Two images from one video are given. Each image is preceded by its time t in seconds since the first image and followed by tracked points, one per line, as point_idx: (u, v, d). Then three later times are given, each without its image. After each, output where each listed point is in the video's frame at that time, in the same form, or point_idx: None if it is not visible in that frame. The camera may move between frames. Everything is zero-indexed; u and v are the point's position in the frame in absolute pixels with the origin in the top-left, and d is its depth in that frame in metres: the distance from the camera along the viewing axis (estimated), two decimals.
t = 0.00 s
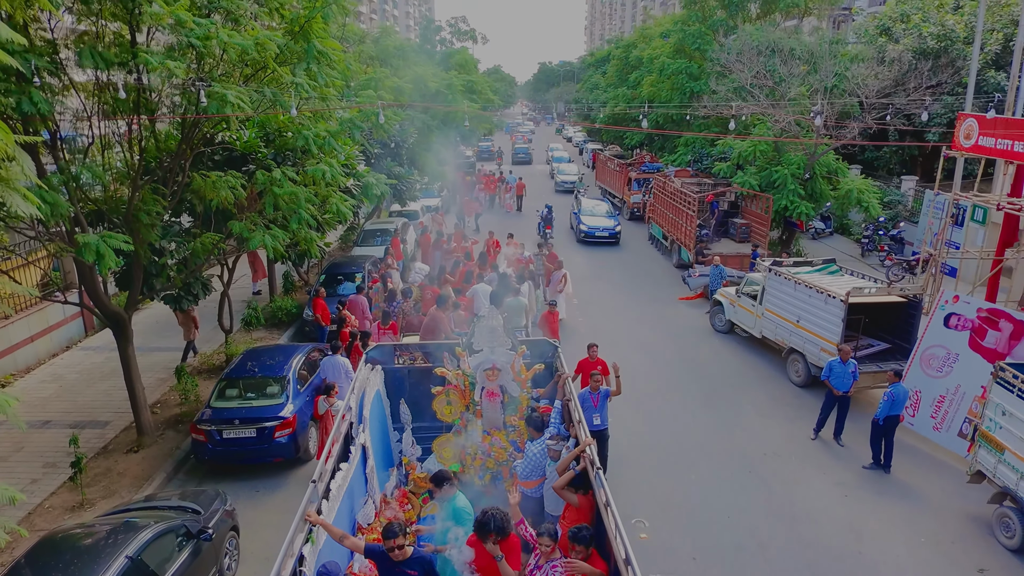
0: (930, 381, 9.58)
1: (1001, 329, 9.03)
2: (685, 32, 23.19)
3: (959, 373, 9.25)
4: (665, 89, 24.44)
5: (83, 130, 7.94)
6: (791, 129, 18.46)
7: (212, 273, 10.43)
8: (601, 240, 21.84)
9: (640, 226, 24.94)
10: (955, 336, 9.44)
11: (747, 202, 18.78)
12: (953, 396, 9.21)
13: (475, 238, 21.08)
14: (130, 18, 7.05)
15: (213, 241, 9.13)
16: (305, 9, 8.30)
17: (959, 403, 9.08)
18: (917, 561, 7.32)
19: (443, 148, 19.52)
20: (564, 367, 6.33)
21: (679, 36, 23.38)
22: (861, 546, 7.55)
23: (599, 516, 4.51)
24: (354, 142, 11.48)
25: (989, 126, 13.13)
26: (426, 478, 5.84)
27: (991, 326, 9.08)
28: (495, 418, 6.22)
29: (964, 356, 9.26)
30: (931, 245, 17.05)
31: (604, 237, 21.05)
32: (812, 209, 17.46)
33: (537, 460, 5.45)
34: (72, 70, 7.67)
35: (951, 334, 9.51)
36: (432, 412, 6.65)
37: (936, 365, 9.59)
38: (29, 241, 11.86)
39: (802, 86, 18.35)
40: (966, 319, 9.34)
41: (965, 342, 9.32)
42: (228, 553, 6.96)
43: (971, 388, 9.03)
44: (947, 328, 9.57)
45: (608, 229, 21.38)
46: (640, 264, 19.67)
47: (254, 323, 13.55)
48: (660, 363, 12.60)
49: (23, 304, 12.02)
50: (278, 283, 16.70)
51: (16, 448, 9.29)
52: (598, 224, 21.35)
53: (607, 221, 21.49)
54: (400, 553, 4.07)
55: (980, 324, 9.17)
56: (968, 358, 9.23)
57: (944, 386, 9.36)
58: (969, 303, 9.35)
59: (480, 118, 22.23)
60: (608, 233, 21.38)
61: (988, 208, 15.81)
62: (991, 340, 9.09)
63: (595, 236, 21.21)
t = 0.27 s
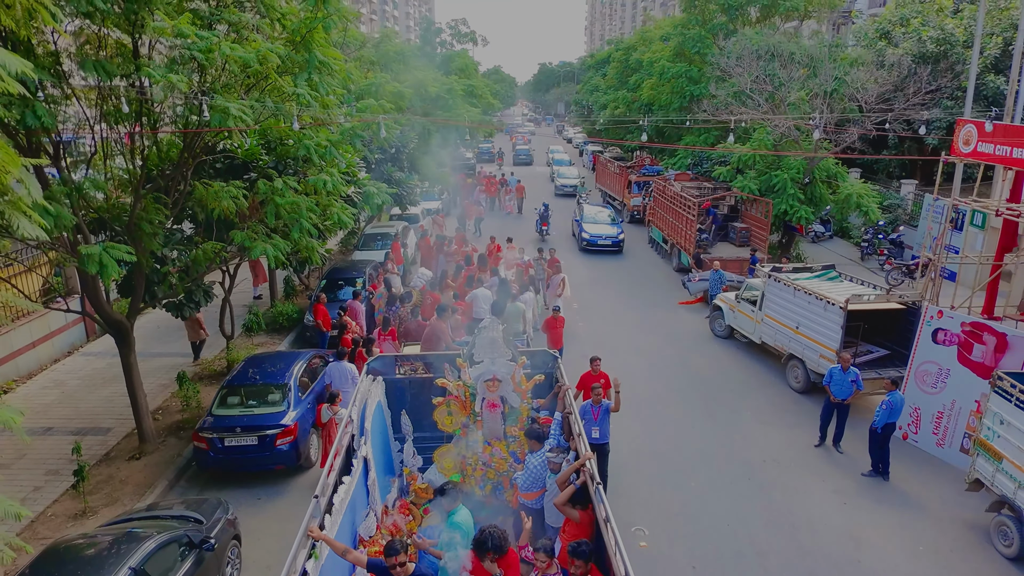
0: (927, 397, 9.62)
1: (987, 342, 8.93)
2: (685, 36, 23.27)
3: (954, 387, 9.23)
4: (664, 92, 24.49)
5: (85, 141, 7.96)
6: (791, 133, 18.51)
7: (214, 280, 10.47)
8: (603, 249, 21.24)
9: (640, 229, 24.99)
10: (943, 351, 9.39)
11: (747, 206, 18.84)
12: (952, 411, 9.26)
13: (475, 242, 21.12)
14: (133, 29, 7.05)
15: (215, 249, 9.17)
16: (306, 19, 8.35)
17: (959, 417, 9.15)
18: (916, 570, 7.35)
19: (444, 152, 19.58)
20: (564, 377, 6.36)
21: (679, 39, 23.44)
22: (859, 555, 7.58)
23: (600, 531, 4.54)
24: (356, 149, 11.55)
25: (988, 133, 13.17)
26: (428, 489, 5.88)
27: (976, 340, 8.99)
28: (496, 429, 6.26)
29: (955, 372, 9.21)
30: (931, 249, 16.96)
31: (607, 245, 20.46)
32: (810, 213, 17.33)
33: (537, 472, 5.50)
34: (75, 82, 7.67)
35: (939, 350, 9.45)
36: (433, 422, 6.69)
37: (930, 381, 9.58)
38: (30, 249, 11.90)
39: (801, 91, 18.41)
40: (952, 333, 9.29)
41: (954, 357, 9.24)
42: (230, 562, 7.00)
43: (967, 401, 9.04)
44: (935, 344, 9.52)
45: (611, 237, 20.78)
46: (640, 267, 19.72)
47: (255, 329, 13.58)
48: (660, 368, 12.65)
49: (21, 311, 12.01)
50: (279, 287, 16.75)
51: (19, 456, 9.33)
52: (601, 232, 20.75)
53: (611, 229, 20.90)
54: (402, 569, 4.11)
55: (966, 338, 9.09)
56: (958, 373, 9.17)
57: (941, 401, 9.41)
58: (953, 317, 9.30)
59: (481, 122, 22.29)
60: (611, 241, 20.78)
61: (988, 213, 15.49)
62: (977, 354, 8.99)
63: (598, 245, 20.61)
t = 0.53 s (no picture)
0: (927, 404, 9.70)
1: (982, 352, 8.89)
2: (685, 40, 23.34)
3: (951, 395, 9.30)
4: (664, 96, 24.53)
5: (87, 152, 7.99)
6: (791, 138, 18.56)
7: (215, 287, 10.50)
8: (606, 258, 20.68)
9: (640, 232, 25.03)
10: (940, 359, 9.47)
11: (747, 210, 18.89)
12: (951, 419, 9.34)
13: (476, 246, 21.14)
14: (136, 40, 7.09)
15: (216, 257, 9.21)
16: (306, 30, 8.38)
17: (958, 425, 9.21)
18: None
19: (444, 156, 19.64)
20: (564, 388, 6.40)
21: (679, 43, 23.48)
22: (858, 563, 7.60)
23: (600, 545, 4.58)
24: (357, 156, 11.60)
25: (987, 139, 13.19)
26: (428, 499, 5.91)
27: (971, 349, 9.01)
28: (496, 439, 6.29)
29: (952, 380, 9.30)
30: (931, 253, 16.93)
31: (609, 254, 19.92)
32: (810, 218, 17.40)
33: (538, 484, 5.53)
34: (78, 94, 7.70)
35: (937, 358, 9.53)
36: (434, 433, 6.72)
37: (930, 388, 9.66)
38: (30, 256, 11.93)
39: (801, 95, 18.47)
40: (949, 342, 9.36)
41: (951, 366, 9.31)
42: (232, 570, 7.04)
43: (965, 409, 9.09)
44: (933, 351, 9.61)
45: (614, 246, 20.25)
46: (641, 271, 19.76)
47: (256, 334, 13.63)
48: (660, 374, 12.67)
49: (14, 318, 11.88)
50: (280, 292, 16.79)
51: (21, 463, 9.36)
52: (603, 240, 20.23)
53: (613, 238, 20.37)
54: None
55: (961, 347, 9.14)
56: (955, 381, 9.25)
57: (940, 409, 9.49)
58: (949, 326, 9.38)
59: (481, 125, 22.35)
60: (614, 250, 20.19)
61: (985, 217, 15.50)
62: (973, 363, 8.99)
63: (600, 254, 20.08)
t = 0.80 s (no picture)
0: (924, 412, 9.75)
1: (975, 361, 8.95)
2: (685, 43, 23.37)
3: (948, 403, 9.35)
4: (664, 99, 24.57)
5: (89, 163, 8.00)
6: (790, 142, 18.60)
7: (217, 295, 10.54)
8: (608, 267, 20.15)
9: (640, 235, 25.05)
10: (935, 367, 9.51)
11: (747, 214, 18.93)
12: (947, 427, 9.40)
13: (476, 250, 21.16)
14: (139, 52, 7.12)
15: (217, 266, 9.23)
16: (308, 40, 8.48)
17: (954, 433, 9.27)
18: None
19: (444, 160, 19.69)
20: (564, 399, 6.43)
21: (679, 47, 23.51)
22: (856, 570, 7.63)
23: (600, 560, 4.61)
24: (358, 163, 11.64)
25: (986, 145, 13.21)
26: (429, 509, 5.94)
27: (965, 357, 9.07)
28: (497, 450, 6.32)
29: (947, 388, 9.34)
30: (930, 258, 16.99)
31: (613, 263, 19.37)
32: (810, 221, 17.46)
33: (538, 496, 5.57)
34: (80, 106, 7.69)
35: (932, 366, 9.58)
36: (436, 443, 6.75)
37: (926, 396, 9.71)
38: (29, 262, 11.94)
39: (800, 99, 18.50)
40: (943, 350, 9.41)
41: (946, 374, 9.35)
42: None
43: (962, 417, 9.14)
44: (928, 359, 9.64)
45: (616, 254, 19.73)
46: (641, 275, 19.79)
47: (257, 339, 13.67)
48: (660, 379, 12.71)
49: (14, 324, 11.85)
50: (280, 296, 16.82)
51: (23, 471, 9.39)
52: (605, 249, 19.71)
53: (616, 246, 19.84)
54: None
55: (955, 355, 9.19)
56: (950, 389, 9.30)
57: (936, 416, 9.54)
58: (943, 334, 9.42)
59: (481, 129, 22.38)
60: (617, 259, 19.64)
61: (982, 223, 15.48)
62: (967, 372, 9.04)
63: (603, 262, 19.54)
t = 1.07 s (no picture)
0: (922, 419, 9.80)
1: (970, 369, 8.99)
2: (685, 47, 23.42)
3: (944, 410, 9.40)
4: (664, 103, 24.62)
5: (93, 174, 8.03)
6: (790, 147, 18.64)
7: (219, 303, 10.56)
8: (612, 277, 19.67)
9: (640, 238, 25.09)
10: (931, 375, 9.57)
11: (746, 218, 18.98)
12: (945, 434, 9.44)
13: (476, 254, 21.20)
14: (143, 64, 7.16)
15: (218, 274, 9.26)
16: (309, 49, 8.75)
17: (952, 440, 9.31)
18: None
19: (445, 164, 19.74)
20: (564, 410, 6.47)
21: (679, 50, 23.53)
22: None
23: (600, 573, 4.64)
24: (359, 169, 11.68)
25: (985, 151, 13.25)
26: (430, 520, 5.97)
27: (960, 365, 9.11)
28: (497, 460, 6.35)
29: (943, 396, 9.39)
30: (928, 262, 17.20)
31: (616, 273, 18.93)
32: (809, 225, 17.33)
33: (538, 507, 5.60)
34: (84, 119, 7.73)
35: (928, 373, 9.64)
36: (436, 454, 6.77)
37: (923, 403, 9.77)
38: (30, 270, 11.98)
39: (800, 104, 18.54)
40: (938, 358, 9.46)
41: (942, 382, 9.41)
42: None
43: (958, 424, 9.18)
44: (924, 367, 9.70)
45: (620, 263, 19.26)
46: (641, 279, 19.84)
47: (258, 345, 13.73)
48: (660, 385, 12.75)
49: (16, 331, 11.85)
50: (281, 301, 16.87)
51: (25, 477, 9.44)
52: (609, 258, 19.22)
53: (619, 255, 19.39)
54: None
55: (950, 363, 9.25)
56: (946, 397, 9.35)
57: (933, 423, 9.60)
58: (938, 342, 9.47)
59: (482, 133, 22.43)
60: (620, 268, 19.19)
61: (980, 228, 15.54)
62: (962, 380, 9.08)
63: (606, 272, 19.09)
